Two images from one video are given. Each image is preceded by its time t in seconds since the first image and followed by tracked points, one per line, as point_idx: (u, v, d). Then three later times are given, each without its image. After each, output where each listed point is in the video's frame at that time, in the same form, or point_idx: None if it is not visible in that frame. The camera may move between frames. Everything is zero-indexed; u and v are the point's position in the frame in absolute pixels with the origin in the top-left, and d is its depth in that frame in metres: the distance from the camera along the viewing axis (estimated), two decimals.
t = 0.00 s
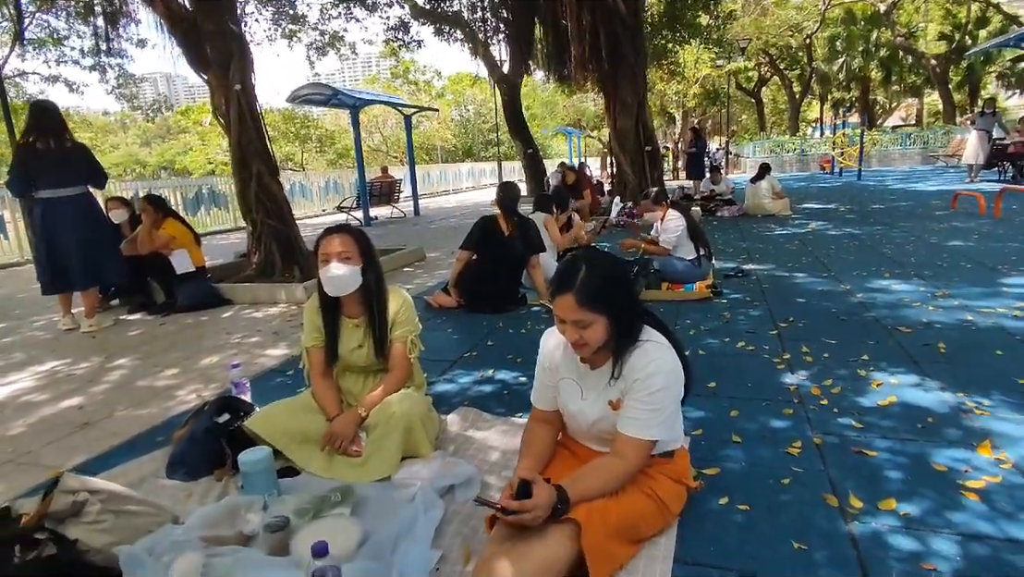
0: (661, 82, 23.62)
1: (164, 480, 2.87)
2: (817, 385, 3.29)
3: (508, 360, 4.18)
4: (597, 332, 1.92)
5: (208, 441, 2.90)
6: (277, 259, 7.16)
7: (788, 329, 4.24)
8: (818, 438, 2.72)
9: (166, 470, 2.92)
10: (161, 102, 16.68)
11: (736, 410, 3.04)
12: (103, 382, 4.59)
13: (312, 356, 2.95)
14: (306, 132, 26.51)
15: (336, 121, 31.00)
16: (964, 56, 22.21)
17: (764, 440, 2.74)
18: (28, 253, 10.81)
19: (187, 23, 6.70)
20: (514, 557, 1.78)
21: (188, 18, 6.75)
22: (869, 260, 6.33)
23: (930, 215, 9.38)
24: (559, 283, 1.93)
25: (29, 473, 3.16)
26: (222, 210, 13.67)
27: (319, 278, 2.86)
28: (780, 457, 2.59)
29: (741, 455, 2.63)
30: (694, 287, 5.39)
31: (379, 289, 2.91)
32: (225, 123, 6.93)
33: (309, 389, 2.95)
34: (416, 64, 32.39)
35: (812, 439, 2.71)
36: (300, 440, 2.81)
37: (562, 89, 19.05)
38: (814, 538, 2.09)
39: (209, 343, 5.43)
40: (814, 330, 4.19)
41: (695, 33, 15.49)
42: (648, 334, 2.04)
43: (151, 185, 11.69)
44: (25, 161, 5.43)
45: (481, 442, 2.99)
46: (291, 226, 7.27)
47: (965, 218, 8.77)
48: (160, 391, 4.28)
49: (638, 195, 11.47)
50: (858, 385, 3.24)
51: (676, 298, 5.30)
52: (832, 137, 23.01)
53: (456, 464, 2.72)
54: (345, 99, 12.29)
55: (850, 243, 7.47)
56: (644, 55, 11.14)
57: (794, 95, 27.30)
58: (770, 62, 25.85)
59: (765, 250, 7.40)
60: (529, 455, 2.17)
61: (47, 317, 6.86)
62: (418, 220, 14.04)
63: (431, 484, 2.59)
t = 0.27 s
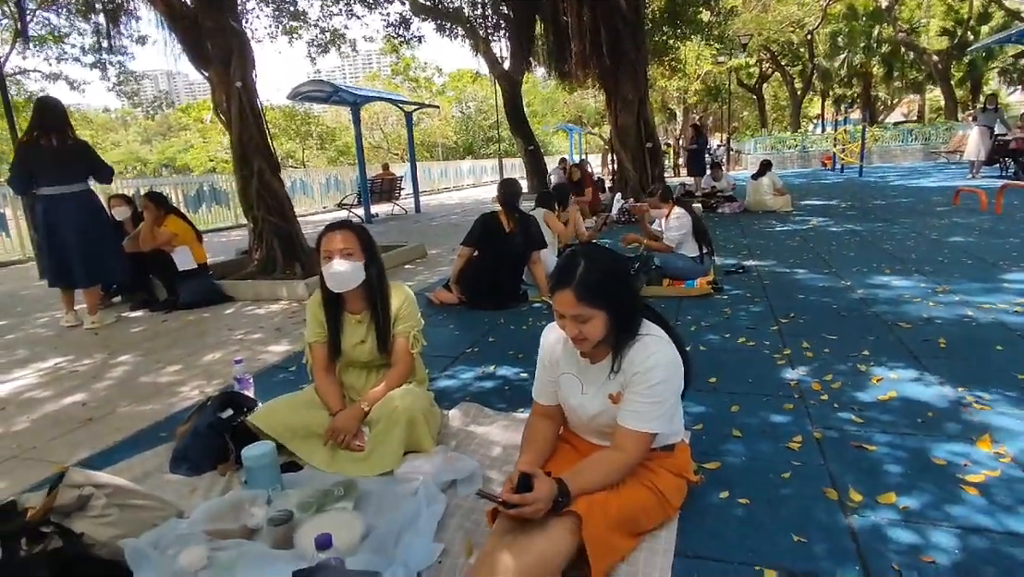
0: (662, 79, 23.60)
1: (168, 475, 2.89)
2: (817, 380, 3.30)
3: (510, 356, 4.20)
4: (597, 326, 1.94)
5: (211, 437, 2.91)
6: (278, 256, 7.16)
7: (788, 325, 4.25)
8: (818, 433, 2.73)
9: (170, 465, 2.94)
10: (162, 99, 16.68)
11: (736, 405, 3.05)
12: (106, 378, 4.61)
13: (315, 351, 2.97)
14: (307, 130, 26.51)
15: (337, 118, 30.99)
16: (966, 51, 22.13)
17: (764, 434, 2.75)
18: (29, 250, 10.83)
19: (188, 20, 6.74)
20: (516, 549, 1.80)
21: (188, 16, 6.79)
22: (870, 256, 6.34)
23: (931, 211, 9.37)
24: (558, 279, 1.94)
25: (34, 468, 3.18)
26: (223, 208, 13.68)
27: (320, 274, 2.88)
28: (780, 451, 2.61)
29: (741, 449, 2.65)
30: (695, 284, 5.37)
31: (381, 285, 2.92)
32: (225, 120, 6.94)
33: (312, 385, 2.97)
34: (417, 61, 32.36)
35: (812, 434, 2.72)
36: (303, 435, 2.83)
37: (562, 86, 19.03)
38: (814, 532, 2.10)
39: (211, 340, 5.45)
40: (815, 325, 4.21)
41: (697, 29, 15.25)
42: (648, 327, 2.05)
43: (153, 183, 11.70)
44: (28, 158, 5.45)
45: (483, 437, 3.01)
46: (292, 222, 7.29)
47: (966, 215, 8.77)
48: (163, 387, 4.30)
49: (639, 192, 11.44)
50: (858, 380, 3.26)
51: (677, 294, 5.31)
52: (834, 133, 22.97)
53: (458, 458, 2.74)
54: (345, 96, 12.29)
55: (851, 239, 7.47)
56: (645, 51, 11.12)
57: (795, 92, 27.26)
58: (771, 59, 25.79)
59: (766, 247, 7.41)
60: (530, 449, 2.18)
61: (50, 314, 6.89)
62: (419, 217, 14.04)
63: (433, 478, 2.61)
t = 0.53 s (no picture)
0: (666, 75, 23.52)
1: (169, 471, 2.88)
2: (822, 378, 3.28)
3: (512, 353, 4.19)
4: (597, 324, 1.92)
5: (211, 433, 2.90)
6: (280, 253, 7.16)
7: (792, 323, 4.23)
8: (822, 431, 2.71)
9: (171, 462, 2.93)
10: (165, 95, 16.68)
11: (740, 404, 3.03)
12: (109, 374, 4.61)
13: (316, 348, 2.96)
14: (310, 126, 26.50)
15: (341, 116, 30.98)
16: (973, 48, 21.97)
17: (767, 433, 2.74)
18: (34, 247, 10.86)
19: (191, 16, 6.72)
20: (517, 549, 1.78)
21: (193, 12, 6.78)
22: (875, 254, 6.30)
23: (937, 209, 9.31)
24: (559, 276, 1.93)
25: (36, 464, 3.18)
26: (227, 204, 13.68)
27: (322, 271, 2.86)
28: (784, 450, 2.59)
29: (745, 448, 2.63)
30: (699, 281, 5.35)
31: (383, 282, 2.91)
32: (229, 117, 6.93)
33: (313, 383, 2.97)
34: (420, 57, 32.31)
35: (816, 433, 2.70)
36: (304, 433, 2.82)
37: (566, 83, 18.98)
38: (818, 531, 2.08)
39: (214, 336, 5.45)
40: (819, 324, 4.18)
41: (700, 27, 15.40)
42: (649, 325, 2.03)
43: (156, 179, 11.70)
44: (31, 155, 5.43)
45: (485, 434, 3.00)
46: (295, 220, 7.27)
47: (972, 212, 8.71)
48: (165, 383, 4.30)
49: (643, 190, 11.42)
50: (863, 379, 3.23)
51: (681, 291, 5.25)
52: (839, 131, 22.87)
53: (459, 456, 2.72)
54: (348, 93, 12.27)
55: (856, 236, 7.43)
56: (649, 47, 11.05)
57: (800, 89, 27.14)
58: (776, 55, 25.67)
59: (770, 244, 7.38)
60: (532, 448, 2.17)
61: (53, 310, 6.89)
62: (423, 214, 14.03)
63: (435, 475, 2.60)
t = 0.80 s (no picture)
0: (673, 74, 23.40)
1: (165, 474, 2.84)
2: (830, 383, 3.21)
3: (515, 355, 4.13)
4: (600, 328, 1.87)
5: (208, 435, 2.86)
6: (285, 251, 7.10)
7: (800, 326, 4.16)
8: (831, 438, 2.64)
9: (167, 464, 2.88)
10: (171, 93, 16.67)
11: (746, 409, 2.97)
12: (109, 373, 4.57)
13: (314, 350, 2.91)
14: (316, 125, 26.49)
15: (347, 114, 30.96)
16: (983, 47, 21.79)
17: (775, 439, 2.67)
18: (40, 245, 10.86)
19: (196, 13, 6.69)
20: (516, 561, 1.73)
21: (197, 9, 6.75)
22: (884, 256, 6.22)
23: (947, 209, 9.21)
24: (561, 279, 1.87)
25: (32, 465, 3.14)
26: (232, 202, 13.66)
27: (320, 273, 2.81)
28: (792, 457, 2.53)
29: (752, 454, 2.57)
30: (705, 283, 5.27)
31: (382, 284, 2.86)
32: (233, 114, 6.91)
33: (312, 385, 2.92)
34: (427, 56, 32.26)
35: (824, 440, 2.64)
36: (302, 436, 2.78)
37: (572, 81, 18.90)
38: (827, 543, 2.02)
39: (215, 335, 5.41)
40: (827, 326, 4.11)
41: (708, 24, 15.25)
42: (653, 329, 1.97)
43: (161, 178, 11.68)
44: (35, 151, 5.43)
45: (486, 439, 2.94)
46: (299, 218, 7.25)
47: (982, 213, 8.61)
48: (164, 383, 4.25)
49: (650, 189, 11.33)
50: (872, 383, 3.16)
51: (685, 292, 5.17)
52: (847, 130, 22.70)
53: (459, 462, 2.67)
54: (354, 91, 12.22)
55: (864, 237, 7.34)
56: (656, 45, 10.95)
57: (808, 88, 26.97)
58: (784, 54, 25.52)
59: (778, 245, 7.30)
60: (532, 454, 2.12)
61: (55, 308, 6.87)
62: (428, 213, 13.98)
63: (434, 481, 2.55)
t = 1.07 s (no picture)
0: (682, 73, 23.20)
1: (149, 481, 2.73)
2: (844, 390, 3.07)
3: (516, 358, 4.01)
4: (602, 336, 1.74)
5: (194, 441, 2.75)
6: (286, 250, 7.00)
7: (812, 330, 4.01)
8: (846, 450, 2.51)
9: (152, 471, 2.77)
10: (177, 91, 16.60)
11: (756, 418, 2.84)
12: (101, 374, 4.47)
13: (306, 353, 2.79)
14: (322, 123, 26.43)
15: (354, 113, 30.89)
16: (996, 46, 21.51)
17: (787, 451, 2.54)
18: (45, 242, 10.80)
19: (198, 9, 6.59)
20: None
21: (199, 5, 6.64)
22: (898, 257, 6.05)
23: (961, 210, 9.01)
24: (560, 282, 1.75)
25: (14, 470, 3.03)
26: (237, 201, 13.58)
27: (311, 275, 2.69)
28: (805, 470, 2.39)
29: (762, 467, 2.44)
30: (712, 284, 5.18)
31: (375, 286, 2.73)
32: (235, 112, 6.80)
33: (304, 389, 2.80)
34: (434, 54, 32.16)
35: (839, 452, 2.50)
36: (292, 442, 2.66)
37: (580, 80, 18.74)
38: (843, 566, 1.89)
39: (212, 335, 5.30)
40: (840, 331, 3.96)
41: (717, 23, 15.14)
42: (659, 336, 1.84)
43: (165, 175, 11.62)
44: (31, 148, 5.33)
45: (482, 447, 2.82)
46: (301, 216, 7.16)
47: (997, 214, 8.42)
48: (157, 385, 4.15)
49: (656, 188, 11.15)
50: (888, 392, 3.02)
51: (693, 294, 5.04)
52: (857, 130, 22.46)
53: (454, 472, 2.55)
54: (360, 89, 12.12)
55: (877, 238, 7.17)
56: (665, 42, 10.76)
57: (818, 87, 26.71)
58: (794, 53, 25.28)
59: (788, 246, 7.14)
60: (529, 468, 1.99)
61: (54, 307, 6.78)
62: (433, 212, 13.87)
63: (427, 493, 2.43)
